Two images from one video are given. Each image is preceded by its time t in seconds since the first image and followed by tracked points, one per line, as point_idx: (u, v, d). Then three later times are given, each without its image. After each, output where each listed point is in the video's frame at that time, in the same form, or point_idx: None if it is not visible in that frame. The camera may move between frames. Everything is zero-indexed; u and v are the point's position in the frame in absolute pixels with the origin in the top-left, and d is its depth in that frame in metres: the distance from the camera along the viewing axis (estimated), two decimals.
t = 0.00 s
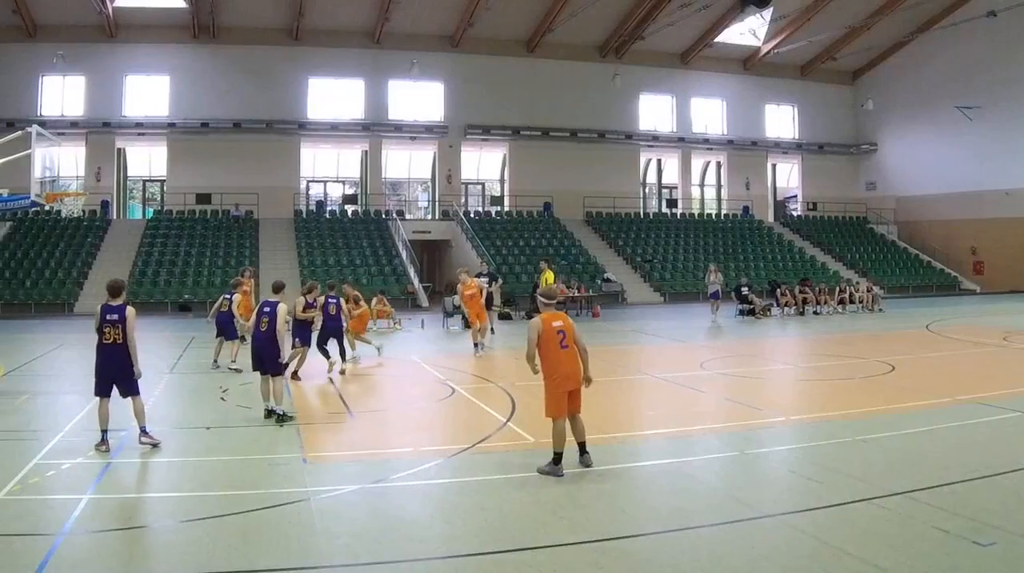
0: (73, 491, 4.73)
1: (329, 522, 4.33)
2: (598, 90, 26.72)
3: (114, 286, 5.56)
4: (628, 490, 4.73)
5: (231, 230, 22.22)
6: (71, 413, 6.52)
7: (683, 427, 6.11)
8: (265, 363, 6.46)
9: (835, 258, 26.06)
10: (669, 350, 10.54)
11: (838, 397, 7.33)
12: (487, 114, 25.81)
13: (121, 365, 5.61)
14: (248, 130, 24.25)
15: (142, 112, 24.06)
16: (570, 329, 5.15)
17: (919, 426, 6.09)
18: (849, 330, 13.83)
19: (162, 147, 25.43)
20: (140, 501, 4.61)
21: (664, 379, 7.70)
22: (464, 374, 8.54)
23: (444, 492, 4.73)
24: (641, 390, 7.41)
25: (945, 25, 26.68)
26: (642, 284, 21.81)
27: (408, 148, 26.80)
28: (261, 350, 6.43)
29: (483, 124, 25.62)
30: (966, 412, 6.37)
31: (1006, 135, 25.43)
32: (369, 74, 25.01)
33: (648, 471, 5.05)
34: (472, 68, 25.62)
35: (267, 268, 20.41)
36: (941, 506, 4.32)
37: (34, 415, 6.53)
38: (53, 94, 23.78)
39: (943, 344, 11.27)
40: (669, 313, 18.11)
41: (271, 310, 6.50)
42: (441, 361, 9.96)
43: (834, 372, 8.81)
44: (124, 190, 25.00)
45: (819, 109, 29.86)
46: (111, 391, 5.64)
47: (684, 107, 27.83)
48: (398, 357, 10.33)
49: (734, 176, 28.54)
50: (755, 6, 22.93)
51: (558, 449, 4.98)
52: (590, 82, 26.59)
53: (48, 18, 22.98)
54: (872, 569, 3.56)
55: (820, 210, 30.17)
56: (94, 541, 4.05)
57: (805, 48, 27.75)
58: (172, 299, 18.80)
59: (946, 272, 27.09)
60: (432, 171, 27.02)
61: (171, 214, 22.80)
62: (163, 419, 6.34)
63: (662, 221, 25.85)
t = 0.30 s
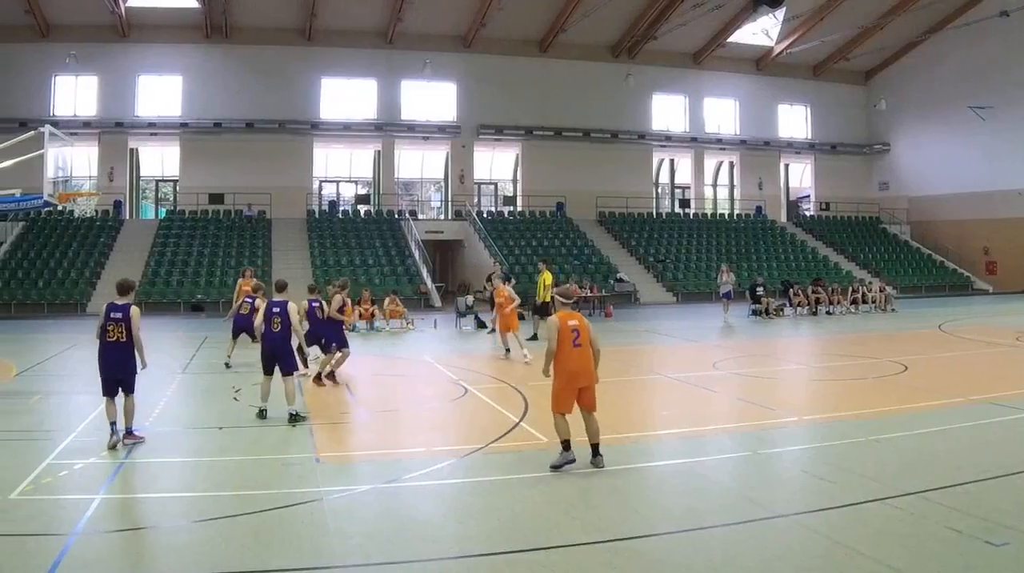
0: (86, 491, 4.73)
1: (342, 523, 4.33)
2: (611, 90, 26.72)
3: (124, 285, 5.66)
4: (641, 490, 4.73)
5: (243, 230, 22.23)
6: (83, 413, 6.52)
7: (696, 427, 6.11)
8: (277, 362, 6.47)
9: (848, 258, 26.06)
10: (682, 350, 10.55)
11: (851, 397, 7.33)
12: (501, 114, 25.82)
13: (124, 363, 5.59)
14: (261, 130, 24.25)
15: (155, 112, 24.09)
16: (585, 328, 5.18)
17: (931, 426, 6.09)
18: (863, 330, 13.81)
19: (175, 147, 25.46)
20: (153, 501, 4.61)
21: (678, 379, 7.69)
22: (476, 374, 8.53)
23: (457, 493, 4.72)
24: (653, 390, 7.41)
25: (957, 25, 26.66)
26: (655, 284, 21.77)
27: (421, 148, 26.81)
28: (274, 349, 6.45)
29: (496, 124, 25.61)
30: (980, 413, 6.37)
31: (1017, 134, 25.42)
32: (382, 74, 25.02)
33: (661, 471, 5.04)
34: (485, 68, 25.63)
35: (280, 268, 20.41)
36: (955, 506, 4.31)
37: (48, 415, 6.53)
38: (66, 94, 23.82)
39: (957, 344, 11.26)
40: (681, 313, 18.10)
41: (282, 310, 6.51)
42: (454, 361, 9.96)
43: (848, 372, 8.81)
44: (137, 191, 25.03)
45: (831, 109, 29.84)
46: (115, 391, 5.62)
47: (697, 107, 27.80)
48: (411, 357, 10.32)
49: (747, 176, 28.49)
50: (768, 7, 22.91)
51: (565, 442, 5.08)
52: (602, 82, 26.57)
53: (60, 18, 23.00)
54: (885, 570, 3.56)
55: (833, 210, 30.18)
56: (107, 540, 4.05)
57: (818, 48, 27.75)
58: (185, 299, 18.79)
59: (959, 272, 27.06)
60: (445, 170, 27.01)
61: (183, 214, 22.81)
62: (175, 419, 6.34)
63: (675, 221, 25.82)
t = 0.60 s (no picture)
0: (98, 491, 4.72)
1: (353, 522, 4.33)
2: (624, 90, 26.72)
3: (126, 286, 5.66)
4: (653, 490, 4.73)
5: (256, 230, 22.24)
6: (96, 413, 6.53)
7: (708, 427, 6.12)
8: (282, 361, 6.52)
9: (861, 258, 26.05)
10: (695, 350, 10.55)
11: (863, 397, 7.33)
12: (513, 114, 25.82)
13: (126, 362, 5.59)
14: (274, 130, 24.26)
15: (167, 112, 24.10)
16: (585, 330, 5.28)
17: (943, 426, 6.09)
18: (876, 331, 13.81)
19: (188, 147, 25.48)
20: (165, 501, 4.61)
21: (690, 379, 7.69)
22: (489, 374, 8.52)
23: (469, 493, 4.72)
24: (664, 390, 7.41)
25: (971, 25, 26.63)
26: (667, 284, 21.76)
27: (434, 148, 26.80)
28: (278, 349, 6.46)
29: (509, 124, 25.60)
30: (991, 413, 6.37)
31: None
32: (395, 74, 25.02)
33: (672, 471, 5.05)
34: (498, 68, 25.63)
35: (292, 269, 20.42)
36: (966, 506, 4.31)
37: (61, 415, 6.53)
38: (78, 94, 23.85)
39: (970, 344, 11.26)
40: (693, 313, 18.09)
41: (283, 309, 6.46)
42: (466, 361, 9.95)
43: (860, 372, 8.82)
44: (149, 191, 25.05)
45: (844, 109, 29.82)
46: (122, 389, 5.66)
47: (710, 107, 27.77)
48: (423, 358, 10.29)
49: (760, 176, 28.46)
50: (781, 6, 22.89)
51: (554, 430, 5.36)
52: (614, 81, 26.55)
53: (73, 18, 23.04)
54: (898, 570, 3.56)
55: (846, 210, 30.16)
56: (118, 540, 4.05)
57: (832, 48, 27.75)
58: (197, 299, 18.78)
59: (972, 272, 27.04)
60: (457, 170, 27.00)
61: (196, 214, 22.83)
62: (186, 419, 6.34)
63: (688, 221, 25.79)
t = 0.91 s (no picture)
0: (110, 491, 4.72)
1: (367, 522, 4.33)
2: (637, 90, 26.72)
3: (122, 283, 5.63)
4: (667, 490, 4.74)
5: (269, 230, 22.25)
6: (108, 413, 6.54)
7: (721, 427, 6.13)
8: (293, 360, 6.55)
9: (874, 258, 26.02)
10: (708, 350, 10.55)
11: (876, 397, 7.33)
12: (526, 114, 25.84)
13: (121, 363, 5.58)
14: (286, 130, 24.26)
15: (179, 112, 24.13)
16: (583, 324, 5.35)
17: (957, 426, 6.09)
18: (890, 330, 13.80)
19: (201, 147, 25.49)
20: (178, 501, 4.61)
21: (702, 379, 7.70)
22: (502, 374, 8.52)
23: (483, 493, 4.72)
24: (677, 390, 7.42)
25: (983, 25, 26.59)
26: (680, 284, 21.73)
27: (447, 148, 26.82)
28: (288, 348, 6.48)
29: (522, 124, 25.62)
30: (1005, 412, 6.37)
31: None
32: (408, 74, 25.04)
33: (686, 471, 5.05)
34: (511, 68, 25.64)
35: (306, 269, 20.44)
36: (980, 507, 4.31)
37: (75, 415, 6.54)
38: (91, 93, 23.89)
39: (985, 344, 11.24)
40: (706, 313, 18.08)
41: (291, 309, 6.43)
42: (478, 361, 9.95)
43: (873, 372, 8.82)
44: (161, 191, 25.11)
45: (856, 109, 29.82)
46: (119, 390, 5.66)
47: (722, 107, 27.76)
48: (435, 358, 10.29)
49: (772, 176, 28.45)
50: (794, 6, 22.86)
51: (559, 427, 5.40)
52: (627, 81, 26.55)
53: (85, 18, 23.07)
54: (911, 569, 3.56)
55: (859, 210, 30.17)
56: (131, 541, 4.05)
57: (844, 48, 27.74)
58: (210, 298, 18.77)
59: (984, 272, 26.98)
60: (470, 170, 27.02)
61: (209, 214, 22.85)
62: (199, 419, 6.33)
63: (701, 220, 25.80)
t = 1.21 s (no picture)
0: (122, 491, 4.72)
1: (380, 523, 4.33)
2: (650, 90, 26.72)
3: (129, 282, 5.65)
4: (681, 490, 4.73)
5: (282, 230, 22.25)
6: (120, 413, 6.54)
7: (735, 428, 6.14)
8: (302, 357, 6.56)
9: (887, 258, 25.99)
10: (721, 350, 10.56)
11: (890, 397, 7.33)
12: (539, 114, 25.85)
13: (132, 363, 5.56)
14: (299, 130, 24.26)
15: (192, 112, 24.13)
16: (601, 321, 5.41)
17: (972, 426, 6.09)
18: (902, 331, 13.80)
19: (214, 147, 25.45)
20: (190, 501, 4.61)
21: (716, 379, 7.70)
22: (516, 375, 8.52)
23: (497, 493, 4.71)
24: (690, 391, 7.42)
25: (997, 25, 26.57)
26: (693, 284, 21.70)
27: (460, 148, 26.83)
28: (300, 346, 6.50)
29: (535, 124, 25.64)
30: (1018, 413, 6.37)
31: None
32: (421, 74, 25.05)
33: (700, 471, 5.05)
34: (525, 68, 25.63)
35: (319, 269, 20.45)
36: (994, 507, 4.30)
37: (88, 415, 6.55)
38: (103, 93, 23.90)
39: (1001, 344, 11.23)
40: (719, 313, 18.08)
41: (305, 307, 6.47)
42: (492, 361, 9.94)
43: (886, 372, 8.82)
44: (174, 191, 25.14)
45: (869, 109, 29.80)
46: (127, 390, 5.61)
47: (735, 107, 27.76)
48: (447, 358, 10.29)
49: (785, 177, 28.42)
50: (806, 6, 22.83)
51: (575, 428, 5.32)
52: (640, 81, 26.54)
53: (99, 18, 23.11)
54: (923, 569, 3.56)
55: (872, 210, 30.18)
56: (144, 540, 4.04)
57: (857, 48, 27.74)
58: (223, 299, 18.77)
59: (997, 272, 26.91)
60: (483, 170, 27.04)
61: (222, 214, 22.86)
62: (211, 419, 6.33)
63: (714, 220, 25.82)
